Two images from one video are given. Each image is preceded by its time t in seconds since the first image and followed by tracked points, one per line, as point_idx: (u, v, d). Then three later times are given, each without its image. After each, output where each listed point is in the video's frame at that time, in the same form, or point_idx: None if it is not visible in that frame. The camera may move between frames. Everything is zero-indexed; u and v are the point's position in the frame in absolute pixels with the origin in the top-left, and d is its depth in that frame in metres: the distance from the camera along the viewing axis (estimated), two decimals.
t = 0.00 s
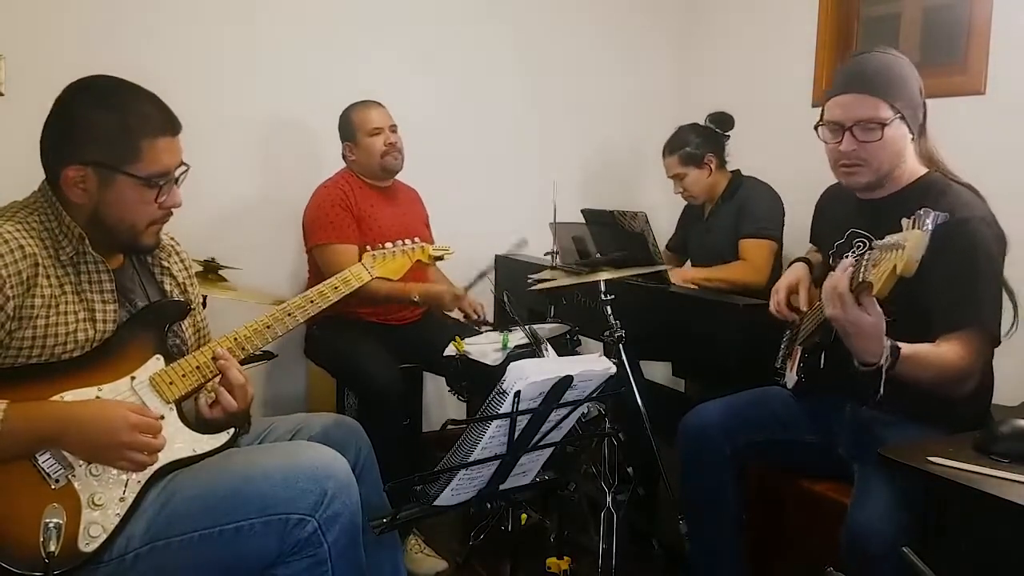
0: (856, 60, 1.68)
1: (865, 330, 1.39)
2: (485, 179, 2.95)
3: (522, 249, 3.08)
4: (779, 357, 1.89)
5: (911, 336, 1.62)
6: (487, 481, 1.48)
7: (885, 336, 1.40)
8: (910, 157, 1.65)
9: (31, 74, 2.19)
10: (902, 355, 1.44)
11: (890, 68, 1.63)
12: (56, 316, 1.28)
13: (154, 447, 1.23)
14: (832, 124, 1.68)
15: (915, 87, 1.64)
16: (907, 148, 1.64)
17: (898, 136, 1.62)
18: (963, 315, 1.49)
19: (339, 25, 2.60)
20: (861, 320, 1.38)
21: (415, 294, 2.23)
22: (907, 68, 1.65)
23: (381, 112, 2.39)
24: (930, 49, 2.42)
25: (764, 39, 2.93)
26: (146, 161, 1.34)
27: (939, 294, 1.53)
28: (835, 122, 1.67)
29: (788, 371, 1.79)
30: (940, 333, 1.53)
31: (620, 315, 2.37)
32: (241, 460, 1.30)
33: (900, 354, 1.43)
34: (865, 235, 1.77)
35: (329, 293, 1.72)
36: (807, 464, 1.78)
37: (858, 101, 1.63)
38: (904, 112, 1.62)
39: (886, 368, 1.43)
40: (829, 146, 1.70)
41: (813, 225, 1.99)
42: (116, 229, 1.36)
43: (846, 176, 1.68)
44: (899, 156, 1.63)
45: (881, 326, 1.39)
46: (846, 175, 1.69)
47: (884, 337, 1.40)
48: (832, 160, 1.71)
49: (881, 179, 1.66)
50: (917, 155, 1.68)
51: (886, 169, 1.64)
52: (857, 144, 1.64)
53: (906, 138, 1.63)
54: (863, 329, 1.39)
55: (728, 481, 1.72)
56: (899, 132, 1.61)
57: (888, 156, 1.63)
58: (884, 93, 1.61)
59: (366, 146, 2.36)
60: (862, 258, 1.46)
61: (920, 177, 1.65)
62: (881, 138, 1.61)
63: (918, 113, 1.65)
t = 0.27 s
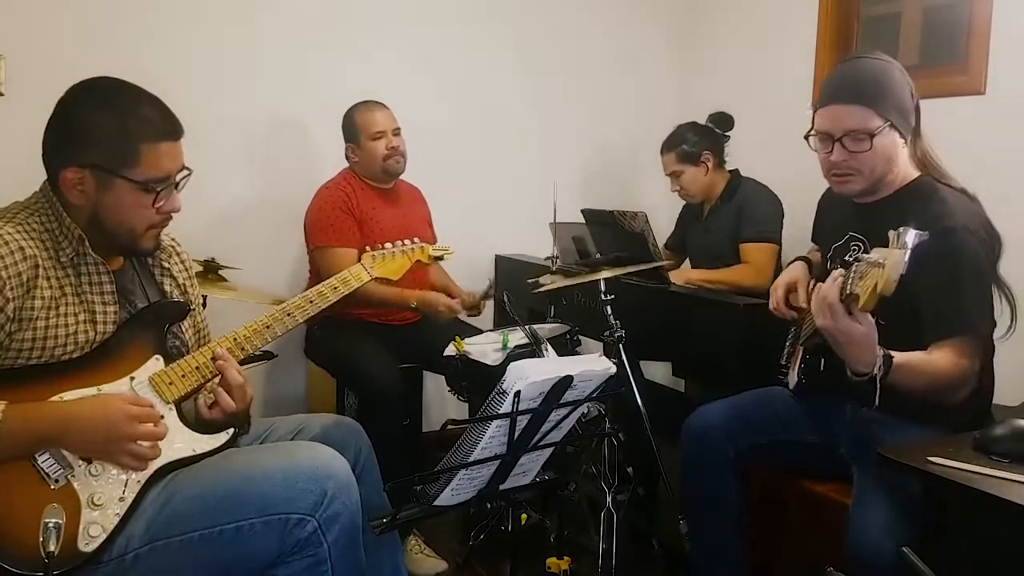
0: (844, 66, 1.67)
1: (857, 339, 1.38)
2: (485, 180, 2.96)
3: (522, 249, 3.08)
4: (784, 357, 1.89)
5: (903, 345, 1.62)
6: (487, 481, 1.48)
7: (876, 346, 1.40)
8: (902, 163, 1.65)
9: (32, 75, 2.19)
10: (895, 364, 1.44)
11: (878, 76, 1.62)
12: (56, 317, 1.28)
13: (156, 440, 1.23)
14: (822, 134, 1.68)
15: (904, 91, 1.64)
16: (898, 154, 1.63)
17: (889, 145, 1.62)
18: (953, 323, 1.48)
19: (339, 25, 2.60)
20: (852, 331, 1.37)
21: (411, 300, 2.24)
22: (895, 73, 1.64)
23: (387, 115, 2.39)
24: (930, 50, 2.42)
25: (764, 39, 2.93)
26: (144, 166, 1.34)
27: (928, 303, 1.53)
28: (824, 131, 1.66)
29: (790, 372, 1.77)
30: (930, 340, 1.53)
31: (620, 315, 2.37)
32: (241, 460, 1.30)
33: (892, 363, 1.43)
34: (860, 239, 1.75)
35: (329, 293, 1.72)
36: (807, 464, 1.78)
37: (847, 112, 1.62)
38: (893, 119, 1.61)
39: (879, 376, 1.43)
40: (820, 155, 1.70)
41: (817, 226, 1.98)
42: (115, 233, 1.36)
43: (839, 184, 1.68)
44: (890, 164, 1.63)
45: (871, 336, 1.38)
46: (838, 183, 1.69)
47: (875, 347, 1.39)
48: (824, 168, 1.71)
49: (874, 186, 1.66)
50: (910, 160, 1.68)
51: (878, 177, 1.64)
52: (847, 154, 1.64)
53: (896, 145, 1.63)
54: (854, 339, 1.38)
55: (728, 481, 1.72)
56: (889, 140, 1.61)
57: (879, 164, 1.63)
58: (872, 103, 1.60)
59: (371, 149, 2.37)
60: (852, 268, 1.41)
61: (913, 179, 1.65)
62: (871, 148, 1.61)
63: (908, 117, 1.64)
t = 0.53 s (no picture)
0: (835, 73, 1.66)
1: (851, 335, 1.39)
2: (485, 180, 2.96)
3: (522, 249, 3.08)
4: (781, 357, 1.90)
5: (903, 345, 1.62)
6: (487, 481, 1.48)
7: (871, 343, 1.40)
8: (898, 164, 1.65)
9: (32, 75, 2.19)
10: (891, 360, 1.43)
11: (869, 80, 1.62)
12: (56, 318, 1.28)
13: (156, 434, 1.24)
14: (817, 140, 1.68)
15: (897, 93, 1.63)
16: (894, 156, 1.63)
17: (884, 148, 1.61)
18: (950, 325, 1.48)
19: (339, 26, 2.60)
20: (847, 326, 1.39)
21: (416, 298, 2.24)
22: (886, 75, 1.64)
23: (383, 114, 2.39)
24: (930, 50, 2.42)
25: (764, 39, 2.94)
26: (142, 167, 1.34)
27: (926, 303, 1.53)
28: (819, 138, 1.66)
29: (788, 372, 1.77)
30: (928, 341, 1.52)
31: (620, 315, 2.37)
32: (241, 460, 1.30)
33: (889, 360, 1.43)
34: (857, 240, 1.77)
35: (329, 293, 1.72)
36: (807, 463, 1.78)
37: (840, 118, 1.62)
38: (887, 122, 1.60)
39: (873, 374, 1.43)
40: (817, 161, 1.70)
41: (815, 226, 2.00)
42: (113, 234, 1.36)
43: (838, 189, 1.69)
44: (886, 166, 1.62)
45: (867, 331, 1.39)
46: (837, 187, 1.69)
47: (870, 343, 1.40)
48: (822, 173, 1.71)
49: (872, 188, 1.66)
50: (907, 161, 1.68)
51: (876, 180, 1.64)
52: (843, 160, 1.64)
53: (892, 146, 1.62)
54: (849, 335, 1.39)
55: (728, 481, 1.72)
56: (883, 143, 1.61)
57: (876, 167, 1.62)
58: (864, 108, 1.60)
59: (367, 150, 2.36)
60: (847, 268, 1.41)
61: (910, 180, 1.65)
62: (866, 153, 1.61)
63: (903, 118, 1.64)
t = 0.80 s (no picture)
0: (828, 73, 1.67)
1: (852, 336, 1.40)
2: (485, 180, 2.96)
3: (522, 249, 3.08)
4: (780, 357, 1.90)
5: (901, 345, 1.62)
6: (487, 481, 1.48)
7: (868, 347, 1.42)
8: (893, 163, 1.65)
9: (32, 74, 2.19)
10: (886, 366, 1.44)
11: (862, 78, 1.61)
12: (56, 316, 1.28)
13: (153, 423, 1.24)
14: (810, 141, 1.67)
15: (890, 92, 1.63)
16: (889, 155, 1.63)
17: (878, 146, 1.61)
18: (946, 327, 1.48)
19: (339, 26, 2.60)
20: (848, 326, 1.39)
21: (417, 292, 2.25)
22: (879, 75, 1.64)
23: (380, 114, 2.39)
24: (930, 50, 2.42)
25: (764, 39, 2.94)
26: (138, 163, 1.34)
27: (924, 304, 1.52)
28: (812, 139, 1.66)
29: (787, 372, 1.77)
30: (922, 342, 1.52)
31: (621, 315, 2.36)
32: (241, 460, 1.30)
33: (883, 366, 1.44)
34: (853, 239, 1.77)
35: (329, 292, 1.72)
36: (807, 463, 1.78)
37: (833, 118, 1.62)
38: (881, 120, 1.60)
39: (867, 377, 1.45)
40: (812, 161, 1.70)
41: (812, 225, 2.00)
42: (110, 231, 1.36)
43: (834, 189, 1.68)
44: (881, 165, 1.62)
45: (865, 334, 1.41)
46: (833, 187, 1.69)
47: (867, 347, 1.41)
48: (817, 174, 1.71)
49: (868, 187, 1.66)
50: (904, 161, 1.68)
51: (871, 178, 1.64)
52: (837, 160, 1.63)
53: (886, 144, 1.62)
54: (849, 335, 1.40)
55: (729, 481, 1.72)
56: (877, 141, 1.60)
57: (871, 166, 1.62)
58: (857, 107, 1.60)
59: (364, 150, 2.36)
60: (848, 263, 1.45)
61: (906, 179, 1.65)
62: (859, 152, 1.60)
63: (897, 117, 1.63)
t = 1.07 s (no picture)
0: (824, 73, 1.68)
1: (850, 330, 1.40)
2: (485, 179, 2.96)
3: (522, 248, 3.08)
4: (778, 358, 1.90)
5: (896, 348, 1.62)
6: (487, 481, 1.48)
7: (867, 341, 1.42)
8: (892, 162, 1.64)
9: (32, 73, 2.19)
10: (885, 362, 1.44)
11: (857, 77, 1.62)
12: (56, 316, 1.28)
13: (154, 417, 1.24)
14: (807, 140, 1.68)
15: (887, 91, 1.63)
16: (886, 153, 1.62)
17: (875, 144, 1.61)
18: (945, 328, 1.48)
19: (340, 26, 2.60)
20: (847, 320, 1.40)
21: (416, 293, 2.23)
22: (875, 73, 1.64)
23: (378, 113, 2.39)
24: (930, 51, 2.42)
25: (764, 39, 2.94)
26: (134, 164, 1.33)
27: (922, 306, 1.52)
28: (810, 138, 1.67)
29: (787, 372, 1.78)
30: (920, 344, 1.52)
31: (621, 315, 2.36)
32: (241, 460, 1.30)
33: (881, 361, 1.43)
34: (852, 238, 1.77)
35: (331, 290, 1.72)
36: (807, 463, 1.78)
37: (829, 116, 1.63)
38: (877, 118, 1.60)
39: (866, 373, 1.44)
40: (810, 161, 1.71)
41: (812, 227, 2.00)
42: (107, 231, 1.35)
43: (832, 188, 1.69)
44: (879, 163, 1.62)
45: (864, 329, 1.41)
46: (831, 187, 1.69)
47: (866, 342, 1.41)
48: (816, 173, 1.71)
49: (866, 186, 1.66)
50: (903, 160, 1.68)
51: (868, 177, 1.64)
52: (834, 158, 1.64)
53: (884, 143, 1.62)
54: (848, 330, 1.40)
55: (729, 481, 1.72)
56: (873, 139, 1.60)
57: (868, 164, 1.62)
58: (852, 105, 1.60)
59: (364, 149, 2.36)
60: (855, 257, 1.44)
61: (906, 183, 1.65)
62: (855, 150, 1.61)
63: (895, 116, 1.63)
